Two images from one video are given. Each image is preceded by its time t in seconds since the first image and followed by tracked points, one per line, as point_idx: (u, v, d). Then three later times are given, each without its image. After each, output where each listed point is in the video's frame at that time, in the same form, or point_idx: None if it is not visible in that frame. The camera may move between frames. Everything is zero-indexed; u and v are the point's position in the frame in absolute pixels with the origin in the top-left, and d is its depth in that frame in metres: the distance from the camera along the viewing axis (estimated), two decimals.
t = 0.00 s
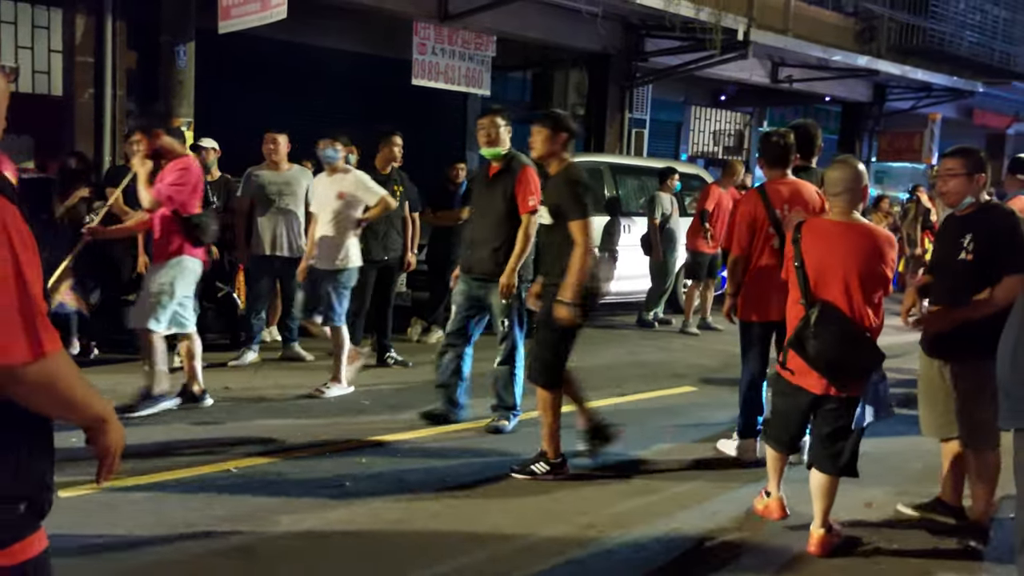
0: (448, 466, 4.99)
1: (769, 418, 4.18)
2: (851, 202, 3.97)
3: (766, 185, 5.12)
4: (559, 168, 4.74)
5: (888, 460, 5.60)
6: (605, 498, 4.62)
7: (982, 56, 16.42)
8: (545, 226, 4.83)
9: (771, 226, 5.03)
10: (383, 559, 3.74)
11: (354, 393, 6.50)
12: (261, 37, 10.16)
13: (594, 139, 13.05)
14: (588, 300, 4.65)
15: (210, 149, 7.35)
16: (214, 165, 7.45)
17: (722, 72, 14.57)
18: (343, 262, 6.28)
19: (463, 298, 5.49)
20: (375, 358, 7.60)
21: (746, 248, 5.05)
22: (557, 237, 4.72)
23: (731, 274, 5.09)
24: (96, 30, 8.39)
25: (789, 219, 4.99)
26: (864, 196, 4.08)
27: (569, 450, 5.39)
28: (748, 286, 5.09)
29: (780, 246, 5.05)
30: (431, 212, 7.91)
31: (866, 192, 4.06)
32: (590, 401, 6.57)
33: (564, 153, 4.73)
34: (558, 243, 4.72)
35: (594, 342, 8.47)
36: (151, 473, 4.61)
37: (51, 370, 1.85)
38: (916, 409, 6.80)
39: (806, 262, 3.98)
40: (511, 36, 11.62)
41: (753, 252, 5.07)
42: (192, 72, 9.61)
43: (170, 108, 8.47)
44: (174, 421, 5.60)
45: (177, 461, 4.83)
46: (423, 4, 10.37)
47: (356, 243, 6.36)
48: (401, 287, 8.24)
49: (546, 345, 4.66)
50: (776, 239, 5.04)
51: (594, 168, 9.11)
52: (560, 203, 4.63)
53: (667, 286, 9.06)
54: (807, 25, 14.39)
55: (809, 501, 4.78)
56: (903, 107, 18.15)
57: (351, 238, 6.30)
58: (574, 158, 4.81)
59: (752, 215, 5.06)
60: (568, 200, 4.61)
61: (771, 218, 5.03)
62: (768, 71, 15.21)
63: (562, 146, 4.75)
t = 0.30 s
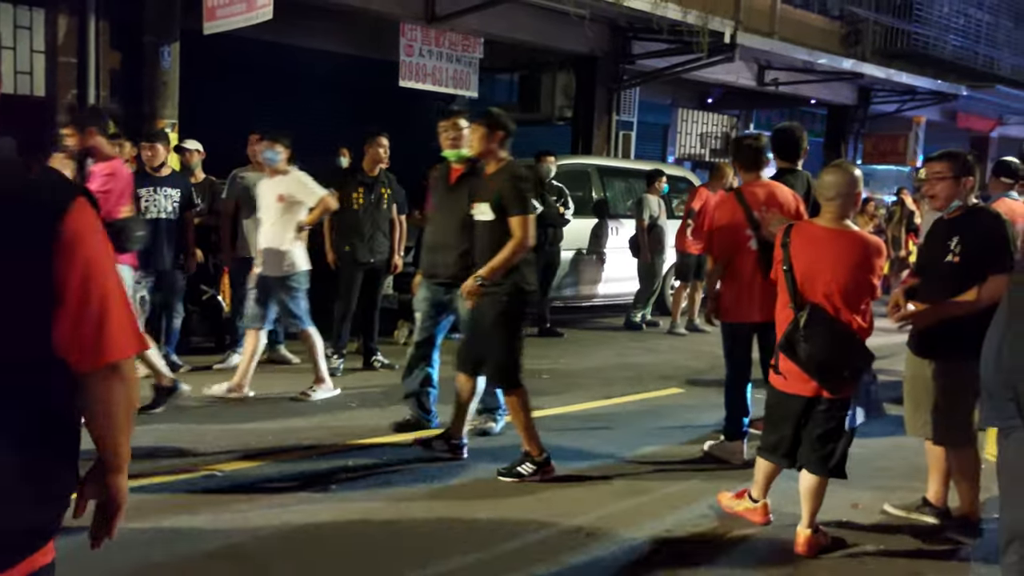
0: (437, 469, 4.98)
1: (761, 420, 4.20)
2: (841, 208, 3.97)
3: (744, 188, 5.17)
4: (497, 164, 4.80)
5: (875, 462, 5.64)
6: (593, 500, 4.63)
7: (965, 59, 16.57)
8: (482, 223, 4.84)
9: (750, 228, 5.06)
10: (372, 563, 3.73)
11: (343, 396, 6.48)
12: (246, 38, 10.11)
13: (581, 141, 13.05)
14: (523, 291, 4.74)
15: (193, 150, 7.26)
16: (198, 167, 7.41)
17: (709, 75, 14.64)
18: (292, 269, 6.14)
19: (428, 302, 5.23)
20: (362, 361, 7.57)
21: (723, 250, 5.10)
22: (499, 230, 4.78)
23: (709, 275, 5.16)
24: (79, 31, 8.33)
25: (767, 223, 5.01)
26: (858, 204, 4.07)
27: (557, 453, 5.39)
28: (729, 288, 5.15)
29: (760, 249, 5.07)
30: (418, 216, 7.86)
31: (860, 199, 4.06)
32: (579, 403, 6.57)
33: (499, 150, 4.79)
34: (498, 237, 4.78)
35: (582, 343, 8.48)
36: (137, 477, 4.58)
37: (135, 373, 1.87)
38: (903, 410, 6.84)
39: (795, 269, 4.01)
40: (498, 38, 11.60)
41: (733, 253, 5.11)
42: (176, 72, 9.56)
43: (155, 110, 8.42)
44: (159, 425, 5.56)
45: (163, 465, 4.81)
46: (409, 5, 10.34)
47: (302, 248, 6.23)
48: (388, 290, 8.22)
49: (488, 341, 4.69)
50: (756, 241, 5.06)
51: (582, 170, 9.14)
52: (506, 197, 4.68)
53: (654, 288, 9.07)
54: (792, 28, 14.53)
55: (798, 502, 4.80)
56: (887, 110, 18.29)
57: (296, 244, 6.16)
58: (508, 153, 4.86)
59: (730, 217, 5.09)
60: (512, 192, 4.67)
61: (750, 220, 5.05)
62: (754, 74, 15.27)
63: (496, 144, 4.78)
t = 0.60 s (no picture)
0: (420, 473, 4.96)
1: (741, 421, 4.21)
2: (823, 212, 3.99)
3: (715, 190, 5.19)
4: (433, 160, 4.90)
5: (855, 463, 5.68)
6: (577, 503, 4.64)
7: (945, 64, 16.73)
8: (413, 218, 4.86)
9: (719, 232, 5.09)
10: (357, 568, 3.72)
11: (324, 400, 6.45)
12: (227, 39, 10.04)
13: (564, 144, 13.06)
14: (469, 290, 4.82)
15: (171, 152, 7.19)
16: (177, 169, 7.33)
17: (691, 78, 14.70)
18: (223, 266, 6.07)
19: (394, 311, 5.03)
20: (344, 364, 7.54)
21: (692, 253, 5.14)
22: (435, 228, 4.84)
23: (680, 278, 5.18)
24: (57, 32, 8.24)
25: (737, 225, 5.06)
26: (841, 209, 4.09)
27: (541, 456, 5.39)
28: (702, 291, 5.17)
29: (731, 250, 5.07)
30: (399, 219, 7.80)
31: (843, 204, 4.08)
32: (562, 405, 6.57)
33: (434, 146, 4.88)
34: (437, 235, 4.84)
35: (565, 346, 8.49)
36: (116, 484, 4.53)
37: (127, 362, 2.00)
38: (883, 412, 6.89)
39: (776, 271, 4.04)
40: (482, 40, 11.60)
41: (705, 256, 5.15)
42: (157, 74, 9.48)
43: (134, 112, 8.34)
44: (139, 430, 5.51)
45: (144, 471, 4.76)
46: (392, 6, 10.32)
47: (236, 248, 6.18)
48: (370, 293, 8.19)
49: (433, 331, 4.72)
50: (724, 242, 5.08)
51: (565, 172, 9.14)
52: (448, 193, 4.79)
53: (636, 290, 9.09)
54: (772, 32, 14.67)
55: (780, 503, 4.83)
56: (867, 113, 18.44)
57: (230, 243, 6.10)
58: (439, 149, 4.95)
59: (700, 220, 5.12)
60: (456, 188, 4.79)
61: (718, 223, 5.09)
62: (736, 78, 15.36)
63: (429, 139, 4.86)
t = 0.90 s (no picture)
0: (394, 478, 4.93)
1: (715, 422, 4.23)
2: (795, 215, 4.02)
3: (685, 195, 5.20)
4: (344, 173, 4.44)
5: (828, 464, 5.72)
6: (552, 507, 4.63)
7: (914, 70, 16.99)
8: (331, 232, 4.45)
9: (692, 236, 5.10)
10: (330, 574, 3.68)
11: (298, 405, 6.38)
12: (196, 41, 9.93)
13: (540, 147, 13.07)
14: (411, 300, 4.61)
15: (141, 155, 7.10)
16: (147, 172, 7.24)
17: (665, 83, 14.81)
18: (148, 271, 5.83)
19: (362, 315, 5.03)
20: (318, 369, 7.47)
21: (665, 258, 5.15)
22: (354, 243, 4.40)
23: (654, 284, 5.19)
24: (24, 33, 8.09)
25: (708, 229, 5.08)
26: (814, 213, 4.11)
27: (516, 460, 5.38)
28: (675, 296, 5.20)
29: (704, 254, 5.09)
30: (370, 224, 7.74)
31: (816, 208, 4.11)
32: (537, 409, 6.56)
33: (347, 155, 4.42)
34: (357, 251, 4.40)
35: (540, 350, 8.48)
36: (85, 493, 4.45)
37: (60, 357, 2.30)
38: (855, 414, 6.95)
39: (749, 274, 4.06)
40: (456, 43, 11.58)
41: (679, 260, 5.17)
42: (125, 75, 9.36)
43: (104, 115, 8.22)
44: (109, 437, 5.42)
45: (113, 480, 4.68)
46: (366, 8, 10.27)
47: (165, 253, 5.95)
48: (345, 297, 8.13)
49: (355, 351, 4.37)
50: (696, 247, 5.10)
51: (540, 176, 9.16)
52: (364, 206, 4.32)
53: (611, 294, 9.11)
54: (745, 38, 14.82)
55: (753, 505, 4.85)
56: (838, 119, 18.67)
57: (158, 248, 5.88)
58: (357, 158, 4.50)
59: (672, 224, 5.14)
60: (373, 203, 4.32)
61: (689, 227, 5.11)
62: (710, 83, 15.51)
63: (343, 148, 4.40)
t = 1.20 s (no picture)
0: (374, 483, 4.91)
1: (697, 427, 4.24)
2: (772, 218, 4.04)
3: (664, 200, 5.22)
4: (251, 159, 4.29)
5: (807, 467, 5.76)
6: (534, 511, 4.63)
7: (890, 75, 17.17)
8: (230, 220, 4.27)
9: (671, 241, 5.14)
10: None
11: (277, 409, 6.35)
12: (173, 44, 9.86)
13: (521, 150, 13.07)
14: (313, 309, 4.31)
15: (120, 158, 7.04)
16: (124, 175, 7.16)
17: (645, 87, 14.88)
18: (77, 276, 5.79)
19: (334, 322, 5.10)
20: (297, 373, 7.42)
21: (646, 264, 5.18)
22: (254, 233, 4.23)
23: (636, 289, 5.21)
24: None
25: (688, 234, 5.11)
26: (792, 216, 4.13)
27: (497, 465, 5.38)
28: (656, 301, 5.22)
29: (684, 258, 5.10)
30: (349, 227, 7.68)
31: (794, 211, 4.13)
32: (519, 414, 6.56)
33: (250, 141, 4.27)
34: (254, 241, 4.24)
35: (521, 354, 8.48)
36: (62, 501, 4.40)
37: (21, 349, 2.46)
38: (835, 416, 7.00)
39: (729, 278, 4.08)
40: (436, 47, 11.58)
41: (660, 265, 5.19)
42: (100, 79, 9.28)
43: (81, 117, 8.13)
44: (86, 444, 5.36)
45: (91, 487, 4.62)
46: (345, 12, 10.24)
47: (95, 257, 5.94)
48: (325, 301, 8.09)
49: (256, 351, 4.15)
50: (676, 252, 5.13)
51: (521, 180, 9.18)
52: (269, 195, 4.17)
53: (592, 297, 9.12)
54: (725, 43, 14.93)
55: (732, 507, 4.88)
56: (815, 124, 18.83)
57: (86, 253, 5.83)
58: (263, 143, 4.35)
59: (653, 228, 5.16)
60: (281, 192, 4.18)
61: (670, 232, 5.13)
62: (689, 87, 15.63)
63: (245, 132, 4.25)
